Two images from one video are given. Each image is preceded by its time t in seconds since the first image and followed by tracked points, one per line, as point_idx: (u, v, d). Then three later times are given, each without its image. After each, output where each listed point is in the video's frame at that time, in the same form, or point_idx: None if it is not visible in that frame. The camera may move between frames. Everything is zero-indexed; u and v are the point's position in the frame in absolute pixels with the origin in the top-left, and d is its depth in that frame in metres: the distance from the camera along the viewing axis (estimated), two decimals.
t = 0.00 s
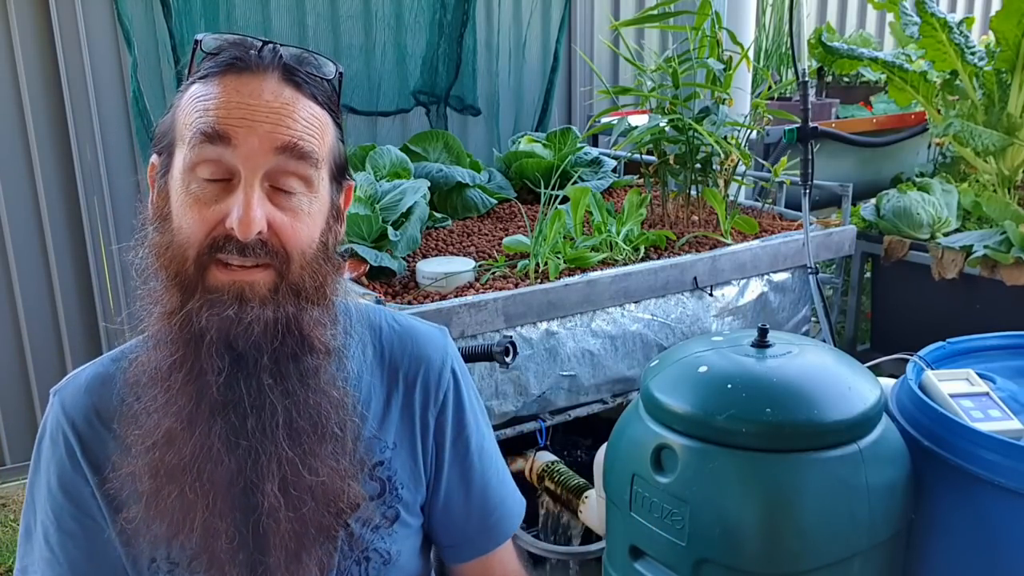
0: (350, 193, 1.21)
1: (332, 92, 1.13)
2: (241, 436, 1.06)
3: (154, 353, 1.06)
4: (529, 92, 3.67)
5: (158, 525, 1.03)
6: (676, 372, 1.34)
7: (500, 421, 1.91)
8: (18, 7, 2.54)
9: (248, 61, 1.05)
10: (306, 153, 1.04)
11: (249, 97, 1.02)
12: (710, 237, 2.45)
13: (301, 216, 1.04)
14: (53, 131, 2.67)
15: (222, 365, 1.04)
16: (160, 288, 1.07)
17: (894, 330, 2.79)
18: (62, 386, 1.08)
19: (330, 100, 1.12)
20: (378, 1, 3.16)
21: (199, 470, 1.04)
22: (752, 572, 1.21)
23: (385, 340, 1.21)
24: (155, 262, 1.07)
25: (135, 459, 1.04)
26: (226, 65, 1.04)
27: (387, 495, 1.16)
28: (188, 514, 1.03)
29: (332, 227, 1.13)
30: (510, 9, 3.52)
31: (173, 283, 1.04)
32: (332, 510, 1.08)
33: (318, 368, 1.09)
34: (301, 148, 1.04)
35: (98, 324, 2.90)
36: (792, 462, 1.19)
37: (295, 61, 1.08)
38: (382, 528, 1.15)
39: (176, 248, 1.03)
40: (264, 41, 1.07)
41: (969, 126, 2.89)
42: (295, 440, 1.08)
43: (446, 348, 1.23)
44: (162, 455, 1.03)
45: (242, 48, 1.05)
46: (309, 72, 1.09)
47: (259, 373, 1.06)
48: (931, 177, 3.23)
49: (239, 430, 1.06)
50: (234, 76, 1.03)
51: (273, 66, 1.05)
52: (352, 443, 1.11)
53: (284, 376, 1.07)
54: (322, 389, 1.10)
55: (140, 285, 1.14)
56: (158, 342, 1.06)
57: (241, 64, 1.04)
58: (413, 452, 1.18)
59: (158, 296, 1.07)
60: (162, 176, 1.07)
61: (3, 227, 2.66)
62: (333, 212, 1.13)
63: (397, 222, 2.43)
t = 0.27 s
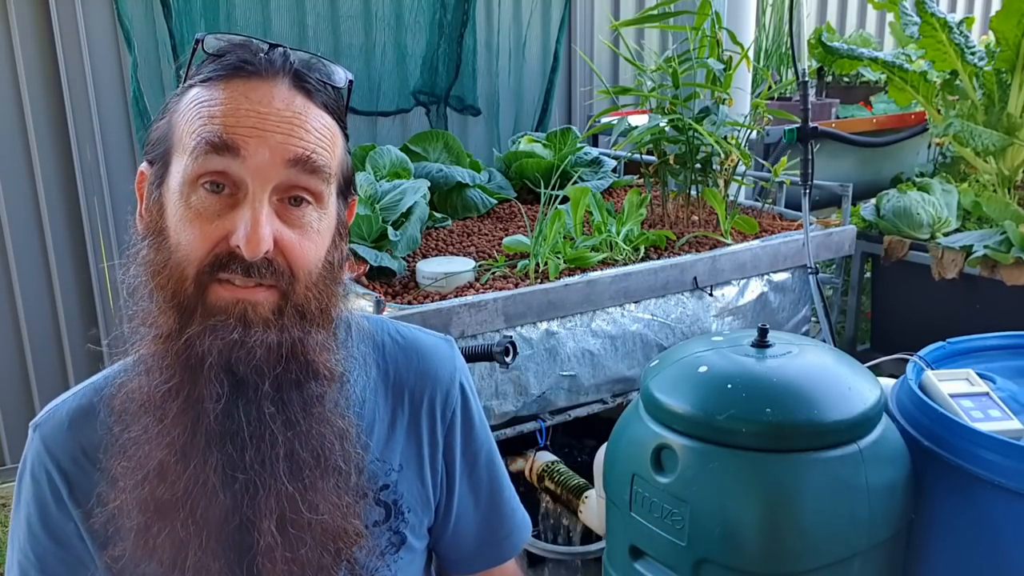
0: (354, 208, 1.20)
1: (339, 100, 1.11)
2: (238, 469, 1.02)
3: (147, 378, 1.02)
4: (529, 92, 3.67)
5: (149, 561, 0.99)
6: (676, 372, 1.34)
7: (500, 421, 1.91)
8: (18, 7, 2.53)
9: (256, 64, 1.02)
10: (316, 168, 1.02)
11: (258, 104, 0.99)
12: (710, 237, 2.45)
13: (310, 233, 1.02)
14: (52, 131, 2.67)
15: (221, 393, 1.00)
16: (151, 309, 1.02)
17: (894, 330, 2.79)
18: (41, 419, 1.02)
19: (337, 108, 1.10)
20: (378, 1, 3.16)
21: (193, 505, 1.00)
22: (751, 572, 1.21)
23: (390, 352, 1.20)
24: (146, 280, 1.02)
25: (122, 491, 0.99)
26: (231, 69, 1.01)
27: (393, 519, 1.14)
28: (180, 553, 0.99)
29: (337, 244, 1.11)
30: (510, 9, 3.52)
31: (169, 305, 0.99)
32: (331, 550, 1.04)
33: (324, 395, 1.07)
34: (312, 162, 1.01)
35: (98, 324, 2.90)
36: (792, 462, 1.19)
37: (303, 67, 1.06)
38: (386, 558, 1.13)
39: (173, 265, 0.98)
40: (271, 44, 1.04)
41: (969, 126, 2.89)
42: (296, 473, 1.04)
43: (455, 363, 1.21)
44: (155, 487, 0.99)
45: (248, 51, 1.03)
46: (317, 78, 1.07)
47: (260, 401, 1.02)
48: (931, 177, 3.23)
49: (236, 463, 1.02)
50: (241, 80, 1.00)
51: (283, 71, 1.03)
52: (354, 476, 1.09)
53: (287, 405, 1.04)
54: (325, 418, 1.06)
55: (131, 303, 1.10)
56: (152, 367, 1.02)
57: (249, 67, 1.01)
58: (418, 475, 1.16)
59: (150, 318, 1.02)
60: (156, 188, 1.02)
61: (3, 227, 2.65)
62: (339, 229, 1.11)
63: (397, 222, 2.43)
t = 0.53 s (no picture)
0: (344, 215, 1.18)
1: (326, 104, 1.09)
2: (225, 496, 1.01)
3: (129, 404, 1.01)
4: (530, 92, 3.67)
5: None
6: (676, 372, 1.34)
7: (501, 421, 1.91)
8: (18, 7, 2.52)
9: (237, 72, 1.00)
10: (303, 184, 1.01)
11: (240, 117, 0.97)
12: (710, 237, 2.45)
13: (296, 250, 1.01)
14: (52, 131, 2.67)
15: (208, 421, 0.99)
16: (135, 334, 1.01)
17: (894, 330, 2.79)
18: (24, 442, 1.01)
19: (325, 113, 1.08)
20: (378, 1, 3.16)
21: (180, 533, 0.99)
22: (751, 572, 1.21)
23: (385, 362, 1.20)
24: (128, 302, 1.01)
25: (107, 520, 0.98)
26: (210, 78, 0.99)
27: (388, 535, 1.15)
28: None
29: (326, 257, 1.10)
30: (510, 9, 3.52)
31: (151, 330, 0.98)
32: None
33: (312, 419, 1.06)
34: (298, 176, 1.00)
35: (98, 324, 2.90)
36: (792, 462, 1.19)
37: (287, 72, 1.04)
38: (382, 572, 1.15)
39: (156, 287, 0.97)
40: (252, 50, 1.02)
41: (969, 126, 2.89)
42: (285, 499, 1.03)
43: (453, 373, 1.21)
44: (142, 515, 0.98)
45: (229, 60, 1.01)
46: (303, 85, 1.05)
47: (248, 426, 1.01)
48: (931, 177, 3.23)
49: (224, 491, 1.01)
50: (222, 91, 0.99)
51: (266, 80, 1.01)
52: (345, 499, 1.08)
53: (276, 431, 1.03)
54: (315, 442, 1.06)
55: (113, 322, 1.08)
56: (136, 394, 1.00)
57: (230, 76, 0.99)
58: (412, 490, 1.17)
59: (133, 344, 1.01)
60: (137, 206, 1.01)
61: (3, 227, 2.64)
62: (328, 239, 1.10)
63: (397, 222, 2.43)
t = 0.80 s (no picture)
0: (322, 210, 1.18)
1: (295, 97, 1.09)
2: (218, 497, 1.01)
3: (118, 407, 1.01)
4: (529, 92, 3.67)
5: None
6: (676, 372, 1.34)
7: (501, 421, 1.91)
8: (18, 6, 2.52)
9: (203, 74, 0.99)
10: (278, 180, 1.00)
11: (210, 119, 0.97)
12: (710, 237, 2.45)
13: (275, 249, 1.01)
14: (52, 131, 2.66)
15: (198, 420, 1.00)
16: (124, 339, 1.01)
17: (894, 330, 2.79)
18: (17, 446, 1.03)
19: (295, 107, 1.08)
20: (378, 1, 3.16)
21: (174, 534, 0.99)
22: (751, 573, 1.21)
23: (378, 365, 1.20)
24: (115, 308, 1.01)
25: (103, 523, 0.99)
26: (179, 80, 0.99)
27: (382, 535, 1.16)
28: None
29: (307, 251, 1.10)
30: (510, 9, 3.52)
31: (140, 333, 0.99)
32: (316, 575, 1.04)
33: (301, 415, 1.06)
34: (272, 174, 1.00)
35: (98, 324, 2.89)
36: (792, 462, 1.19)
37: (255, 69, 1.03)
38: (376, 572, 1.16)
39: (141, 294, 0.98)
40: (218, 49, 1.02)
41: (969, 126, 2.89)
42: (276, 497, 1.03)
43: (447, 371, 1.21)
44: (135, 518, 0.99)
45: (195, 60, 1.00)
46: (272, 81, 1.05)
47: (237, 425, 1.01)
48: (931, 177, 3.23)
49: (216, 491, 1.01)
50: (190, 92, 0.99)
51: (233, 79, 1.00)
52: (337, 496, 1.08)
53: (266, 428, 1.03)
54: (306, 438, 1.06)
55: (100, 327, 1.08)
56: (124, 397, 1.01)
57: (196, 78, 0.99)
58: (406, 490, 1.17)
59: (122, 348, 1.01)
60: (115, 214, 1.01)
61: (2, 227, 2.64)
62: (308, 235, 1.10)
63: (397, 222, 2.43)
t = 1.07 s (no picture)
0: (334, 209, 1.19)
1: (309, 96, 1.10)
2: (219, 480, 1.01)
3: (129, 390, 1.02)
4: (529, 92, 3.67)
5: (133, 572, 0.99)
6: (676, 372, 1.34)
7: (501, 421, 1.91)
8: (18, 7, 2.53)
9: (220, 71, 1.01)
10: (288, 176, 1.01)
11: (223, 114, 0.98)
12: (710, 237, 2.45)
13: (286, 241, 1.02)
14: (53, 131, 2.67)
15: (204, 405, 1.00)
16: (136, 322, 1.02)
17: (894, 330, 2.79)
18: (35, 422, 1.04)
19: (309, 106, 1.09)
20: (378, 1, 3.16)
21: (175, 515, 1.00)
22: (752, 573, 1.21)
23: (382, 358, 1.20)
24: (127, 294, 1.03)
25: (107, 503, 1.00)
26: (196, 76, 1.01)
27: (382, 522, 1.15)
28: (163, 564, 0.99)
29: (316, 247, 1.11)
30: (509, 9, 3.52)
31: (150, 319, 1.00)
32: (312, 561, 1.03)
33: (304, 405, 1.06)
34: (283, 170, 1.01)
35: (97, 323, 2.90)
36: (792, 463, 1.19)
37: (270, 68, 1.05)
38: (375, 560, 1.14)
39: (151, 280, 0.99)
40: (235, 48, 1.04)
41: (969, 126, 2.89)
42: (275, 483, 1.03)
43: (450, 365, 1.21)
44: (138, 499, 0.99)
45: (212, 58, 1.02)
46: (286, 80, 1.06)
47: (242, 411, 1.01)
48: (931, 177, 3.23)
49: (217, 473, 1.01)
50: (206, 87, 1.00)
51: (248, 75, 1.02)
52: (334, 484, 1.08)
53: (270, 416, 1.03)
54: (308, 428, 1.06)
55: (114, 314, 1.09)
56: (135, 379, 1.02)
57: (213, 74, 1.01)
58: (408, 480, 1.16)
59: (134, 331, 1.03)
60: (130, 204, 1.02)
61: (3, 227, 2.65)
62: (317, 231, 1.11)
63: (397, 221, 2.43)
